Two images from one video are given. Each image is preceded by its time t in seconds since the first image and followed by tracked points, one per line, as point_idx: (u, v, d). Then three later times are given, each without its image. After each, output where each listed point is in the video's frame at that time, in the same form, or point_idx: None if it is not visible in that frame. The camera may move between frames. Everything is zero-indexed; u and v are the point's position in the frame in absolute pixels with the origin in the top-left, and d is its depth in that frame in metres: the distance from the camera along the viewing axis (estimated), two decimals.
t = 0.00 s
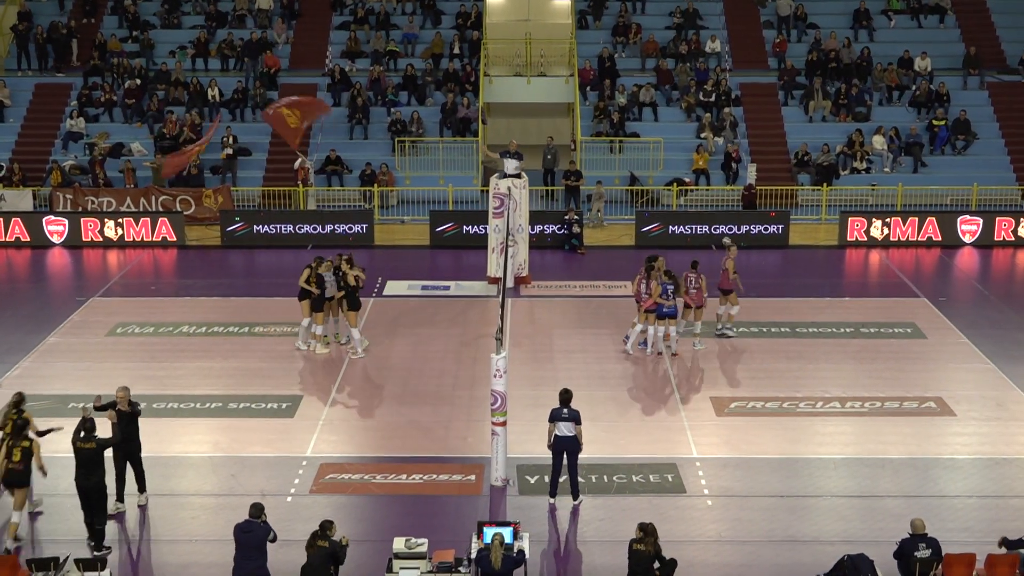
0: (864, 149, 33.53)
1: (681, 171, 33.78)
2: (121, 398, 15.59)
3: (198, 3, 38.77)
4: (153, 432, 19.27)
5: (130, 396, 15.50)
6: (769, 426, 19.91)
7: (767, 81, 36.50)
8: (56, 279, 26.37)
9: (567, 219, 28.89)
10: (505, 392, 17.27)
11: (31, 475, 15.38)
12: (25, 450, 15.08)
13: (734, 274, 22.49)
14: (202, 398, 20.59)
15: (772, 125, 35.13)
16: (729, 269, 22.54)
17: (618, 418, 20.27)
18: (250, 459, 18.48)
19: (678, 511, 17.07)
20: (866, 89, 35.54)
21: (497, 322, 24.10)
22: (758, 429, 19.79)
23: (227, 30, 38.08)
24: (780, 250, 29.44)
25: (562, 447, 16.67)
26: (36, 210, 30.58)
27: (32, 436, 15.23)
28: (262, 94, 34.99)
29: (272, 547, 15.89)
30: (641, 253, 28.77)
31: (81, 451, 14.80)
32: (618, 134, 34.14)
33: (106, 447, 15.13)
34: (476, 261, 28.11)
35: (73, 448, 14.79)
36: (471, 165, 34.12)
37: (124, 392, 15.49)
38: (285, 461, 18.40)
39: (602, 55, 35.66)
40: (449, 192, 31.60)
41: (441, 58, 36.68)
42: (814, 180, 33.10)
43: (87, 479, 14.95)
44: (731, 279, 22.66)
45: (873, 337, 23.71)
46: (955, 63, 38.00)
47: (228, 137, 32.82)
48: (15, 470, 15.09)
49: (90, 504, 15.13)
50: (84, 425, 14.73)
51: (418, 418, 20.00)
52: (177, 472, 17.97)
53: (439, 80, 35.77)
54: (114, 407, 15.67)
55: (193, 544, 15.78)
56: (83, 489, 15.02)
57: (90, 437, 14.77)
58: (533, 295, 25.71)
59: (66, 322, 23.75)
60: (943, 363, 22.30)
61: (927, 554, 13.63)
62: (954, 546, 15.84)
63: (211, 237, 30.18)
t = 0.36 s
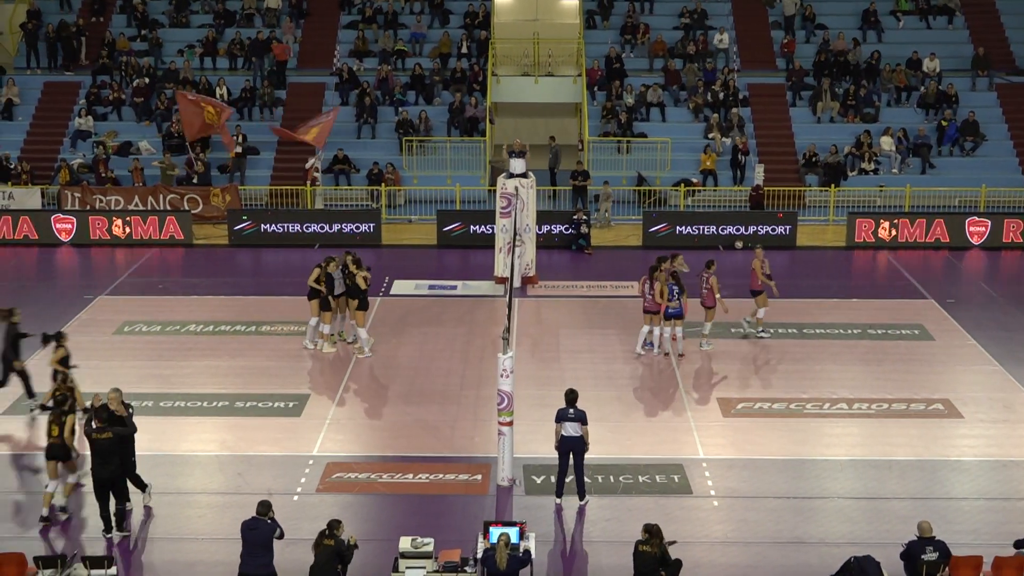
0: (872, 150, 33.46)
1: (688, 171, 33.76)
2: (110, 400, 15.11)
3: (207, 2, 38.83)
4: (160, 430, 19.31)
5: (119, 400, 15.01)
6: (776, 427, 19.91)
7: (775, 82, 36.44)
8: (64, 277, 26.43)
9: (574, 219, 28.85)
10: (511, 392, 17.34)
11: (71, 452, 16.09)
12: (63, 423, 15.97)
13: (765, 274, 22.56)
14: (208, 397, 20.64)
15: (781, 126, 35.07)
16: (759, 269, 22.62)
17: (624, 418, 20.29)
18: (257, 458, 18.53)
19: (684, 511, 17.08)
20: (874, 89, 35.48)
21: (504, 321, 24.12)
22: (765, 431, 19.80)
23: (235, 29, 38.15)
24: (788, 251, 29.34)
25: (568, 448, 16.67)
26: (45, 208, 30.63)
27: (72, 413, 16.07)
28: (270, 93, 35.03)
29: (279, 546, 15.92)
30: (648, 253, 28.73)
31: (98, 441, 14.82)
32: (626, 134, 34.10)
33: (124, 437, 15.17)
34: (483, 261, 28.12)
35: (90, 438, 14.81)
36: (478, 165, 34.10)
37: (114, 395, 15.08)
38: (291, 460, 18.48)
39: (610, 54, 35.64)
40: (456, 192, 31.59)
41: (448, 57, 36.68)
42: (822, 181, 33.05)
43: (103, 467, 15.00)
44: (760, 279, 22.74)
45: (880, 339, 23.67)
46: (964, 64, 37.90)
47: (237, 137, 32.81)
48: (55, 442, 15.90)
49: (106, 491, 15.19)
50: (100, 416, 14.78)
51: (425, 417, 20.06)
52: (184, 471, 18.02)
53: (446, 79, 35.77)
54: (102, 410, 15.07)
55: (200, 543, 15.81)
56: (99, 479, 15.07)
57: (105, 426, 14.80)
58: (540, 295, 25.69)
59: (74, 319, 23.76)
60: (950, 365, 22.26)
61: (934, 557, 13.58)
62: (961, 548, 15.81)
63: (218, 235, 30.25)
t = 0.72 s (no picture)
0: (888, 151, 33.35)
1: (704, 172, 33.68)
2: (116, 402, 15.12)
3: (223, 2, 38.95)
4: (176, 429, 19.38)
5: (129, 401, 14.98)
6: (791, 428, 19.88)
7: (791, 82, 36.35)
8: (81, 274, 26.52)
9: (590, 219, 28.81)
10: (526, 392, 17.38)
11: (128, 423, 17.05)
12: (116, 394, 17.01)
13: (796, 276, 22.52)
14: (224, 395, 20.69)
15: (796, 126, 34.98)
16: (791, 270, 22.57)
17: (639, 418, 20.29)
18: (271, 457, 18.60)
19: (699, 512, 17.07)
20: (891, 90, 35.36)
21: (519, 321, 24.12)
22: (780, 432, 19.77)
23: (251, 28, 38.26)
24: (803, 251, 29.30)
25: (582, 448, 16.66)
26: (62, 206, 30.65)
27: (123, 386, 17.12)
28: (286, 92, 35.13)
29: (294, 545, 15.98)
30: (663, 253, 28.66)
31: (121, 434, 14.87)
32: (641, 134, 34.03)
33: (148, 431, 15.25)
34: (498, 261, 28.11)
35: (113, 432, 14.85)
36: (493, 165, 34.07)
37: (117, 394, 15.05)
38: (306, 459, 18.56)
39: (625, 54, 35.59)
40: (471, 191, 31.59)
41: (464, 57, 36.69)
42: (838, 182, 32.94)
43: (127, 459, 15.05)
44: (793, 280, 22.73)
45: (896, 340, 23.59)
46: (982, 64, 37.73)
47: (251, 136, 32.89)
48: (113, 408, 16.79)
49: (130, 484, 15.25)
50: (122, 409, 14.87)
51: (439, 417, 20.10)
52: (200, 469, 18.10)
53: (462, 79, 35.75)
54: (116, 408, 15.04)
55: (216, 540, 15.89)
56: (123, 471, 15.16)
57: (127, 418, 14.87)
58: (555, 294, 25.65)
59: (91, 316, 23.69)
60: (966, 366, 22.17)
61: (950, 559, 13.52)
62: (977, 551, 15.74)
63: (234, 234, 30.34)
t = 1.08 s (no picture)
0: (910, 152, 33.17)
1: (724, 172, 33.57)
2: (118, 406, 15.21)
3: (244, 1, 39.07)
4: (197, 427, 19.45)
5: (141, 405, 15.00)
6: (811, 430, 19.80)
7: (813, 83, 36.25)
8: (99, 272, 26.61)
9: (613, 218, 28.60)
10: (545, 392, 17.40)
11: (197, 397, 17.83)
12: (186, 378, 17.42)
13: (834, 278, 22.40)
14: (244, 395, 20.70)
15: (817, 127, 34.86)
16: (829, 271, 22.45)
17: (658, 419, 20.26)
18: (291, 456, 18.66)
19: (718, 513, 17.02)
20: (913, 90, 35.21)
21: (538, 321, 24.09)
22: (800, 434, 19.70)
23: (272, 28, 38.38)
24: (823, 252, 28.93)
25: (602, 448, 16.65)
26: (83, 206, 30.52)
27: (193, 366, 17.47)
28: (307, 92, 35.24)
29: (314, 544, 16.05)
30: (683, 254, 28.53)
31: (137, 432, 14.91)
32: (662, 135, 33.97)
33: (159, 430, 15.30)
34: (517, 261, 28.09)
35: (129, 429, 14.88)
36: (513, 164, 34.05)
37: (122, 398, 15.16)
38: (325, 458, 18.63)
39: (646, 55, 35.54)
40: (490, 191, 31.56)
41: (485, 57, 36.72)
42: (859, 183, 32.80)
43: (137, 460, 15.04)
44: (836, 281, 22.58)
45: (918, 342, 23.46)
46: (1005, 65, 37.49)
47: (270, 135, 32.84)
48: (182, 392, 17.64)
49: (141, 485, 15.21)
50: (138, 406, 14.93)
51: (458, 416, 20.12)
52: (220, 467, 18.20)
53: (482, 79, 35.74)
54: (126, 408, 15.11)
55: (235, 537, 15.95)
56: (136, 471, 15.13)
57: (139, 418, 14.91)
58: (575, 295, 25.57)
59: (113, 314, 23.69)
60: (987, 369, 22.03)
61: (970, 563, 13.41)
62: (998, 554, 15.62)
63: (253, 233, 30.43)
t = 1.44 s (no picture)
0: (952, 148, 32.05)
1: (758, 169, 32.68)
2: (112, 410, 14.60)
3: None
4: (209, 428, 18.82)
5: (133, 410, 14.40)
6: (848, 437, 18.92)
7: (851, 75, 35.23)
8: (112, 269, 25.99)
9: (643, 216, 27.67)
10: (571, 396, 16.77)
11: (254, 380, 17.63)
12: (247, 362, 17.23)
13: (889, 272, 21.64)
14: (261, 397, 20.10)
15: (853, 121, 33.83)
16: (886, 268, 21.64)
17: (689, 425, 19.43)
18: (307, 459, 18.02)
19: (750, 523, 16.21)
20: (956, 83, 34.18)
21: (564, 322, 23.24)
22: (837, 441, 18.82)
23: (290, 17, 37.74)
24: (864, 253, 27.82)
25: (630, 454, 15.86)
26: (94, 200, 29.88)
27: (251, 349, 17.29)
28: (324, 83, 34.48)
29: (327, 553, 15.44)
30: (715, 252, 27.60)
31: (128, 437, 14.31)
32: (693, 129, 33.06)
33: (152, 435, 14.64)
34: (542, 259, 27.32)
35: (121, 434, 14.31)
36: (539, 160, 33.32)
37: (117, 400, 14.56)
38: (342, 462, 17.99)
39: (677, 45, 34.60)
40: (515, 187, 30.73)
41: (509, 48, 35.93)
42: (900, 179, 31.67)
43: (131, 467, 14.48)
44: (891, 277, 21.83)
45: (961, 346, 22.46)
46: None
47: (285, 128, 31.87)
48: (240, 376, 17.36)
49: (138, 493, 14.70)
50: (130, 411, 14.34)
51: (480, 420, 19.38)
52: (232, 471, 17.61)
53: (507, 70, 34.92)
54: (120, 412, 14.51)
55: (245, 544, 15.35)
56: (130, 478, 14.57)
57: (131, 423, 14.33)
58: (602, 295, 24.66)
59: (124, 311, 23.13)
60: None
61: None
62: None
63: (270, 230, 29.61)
